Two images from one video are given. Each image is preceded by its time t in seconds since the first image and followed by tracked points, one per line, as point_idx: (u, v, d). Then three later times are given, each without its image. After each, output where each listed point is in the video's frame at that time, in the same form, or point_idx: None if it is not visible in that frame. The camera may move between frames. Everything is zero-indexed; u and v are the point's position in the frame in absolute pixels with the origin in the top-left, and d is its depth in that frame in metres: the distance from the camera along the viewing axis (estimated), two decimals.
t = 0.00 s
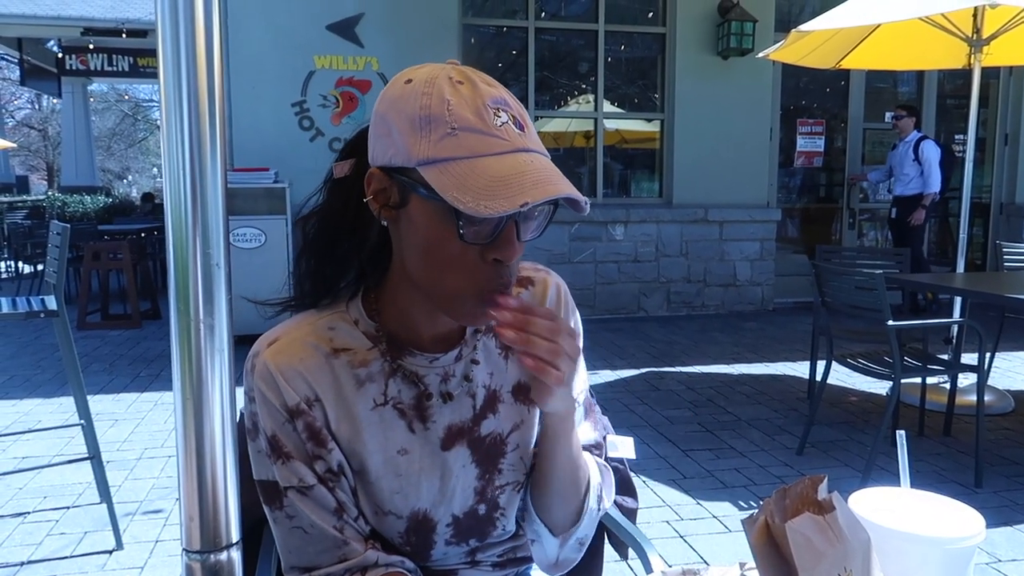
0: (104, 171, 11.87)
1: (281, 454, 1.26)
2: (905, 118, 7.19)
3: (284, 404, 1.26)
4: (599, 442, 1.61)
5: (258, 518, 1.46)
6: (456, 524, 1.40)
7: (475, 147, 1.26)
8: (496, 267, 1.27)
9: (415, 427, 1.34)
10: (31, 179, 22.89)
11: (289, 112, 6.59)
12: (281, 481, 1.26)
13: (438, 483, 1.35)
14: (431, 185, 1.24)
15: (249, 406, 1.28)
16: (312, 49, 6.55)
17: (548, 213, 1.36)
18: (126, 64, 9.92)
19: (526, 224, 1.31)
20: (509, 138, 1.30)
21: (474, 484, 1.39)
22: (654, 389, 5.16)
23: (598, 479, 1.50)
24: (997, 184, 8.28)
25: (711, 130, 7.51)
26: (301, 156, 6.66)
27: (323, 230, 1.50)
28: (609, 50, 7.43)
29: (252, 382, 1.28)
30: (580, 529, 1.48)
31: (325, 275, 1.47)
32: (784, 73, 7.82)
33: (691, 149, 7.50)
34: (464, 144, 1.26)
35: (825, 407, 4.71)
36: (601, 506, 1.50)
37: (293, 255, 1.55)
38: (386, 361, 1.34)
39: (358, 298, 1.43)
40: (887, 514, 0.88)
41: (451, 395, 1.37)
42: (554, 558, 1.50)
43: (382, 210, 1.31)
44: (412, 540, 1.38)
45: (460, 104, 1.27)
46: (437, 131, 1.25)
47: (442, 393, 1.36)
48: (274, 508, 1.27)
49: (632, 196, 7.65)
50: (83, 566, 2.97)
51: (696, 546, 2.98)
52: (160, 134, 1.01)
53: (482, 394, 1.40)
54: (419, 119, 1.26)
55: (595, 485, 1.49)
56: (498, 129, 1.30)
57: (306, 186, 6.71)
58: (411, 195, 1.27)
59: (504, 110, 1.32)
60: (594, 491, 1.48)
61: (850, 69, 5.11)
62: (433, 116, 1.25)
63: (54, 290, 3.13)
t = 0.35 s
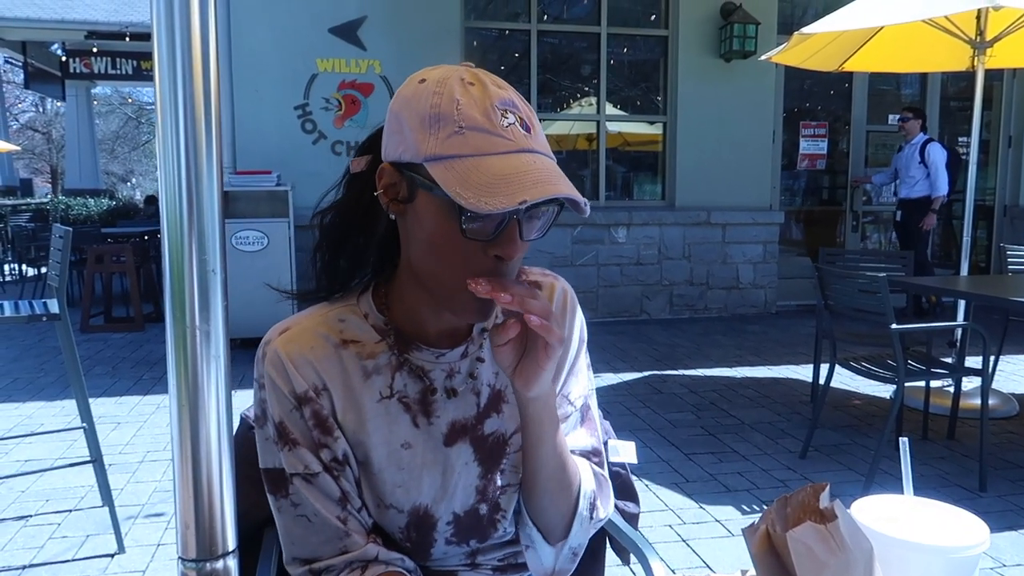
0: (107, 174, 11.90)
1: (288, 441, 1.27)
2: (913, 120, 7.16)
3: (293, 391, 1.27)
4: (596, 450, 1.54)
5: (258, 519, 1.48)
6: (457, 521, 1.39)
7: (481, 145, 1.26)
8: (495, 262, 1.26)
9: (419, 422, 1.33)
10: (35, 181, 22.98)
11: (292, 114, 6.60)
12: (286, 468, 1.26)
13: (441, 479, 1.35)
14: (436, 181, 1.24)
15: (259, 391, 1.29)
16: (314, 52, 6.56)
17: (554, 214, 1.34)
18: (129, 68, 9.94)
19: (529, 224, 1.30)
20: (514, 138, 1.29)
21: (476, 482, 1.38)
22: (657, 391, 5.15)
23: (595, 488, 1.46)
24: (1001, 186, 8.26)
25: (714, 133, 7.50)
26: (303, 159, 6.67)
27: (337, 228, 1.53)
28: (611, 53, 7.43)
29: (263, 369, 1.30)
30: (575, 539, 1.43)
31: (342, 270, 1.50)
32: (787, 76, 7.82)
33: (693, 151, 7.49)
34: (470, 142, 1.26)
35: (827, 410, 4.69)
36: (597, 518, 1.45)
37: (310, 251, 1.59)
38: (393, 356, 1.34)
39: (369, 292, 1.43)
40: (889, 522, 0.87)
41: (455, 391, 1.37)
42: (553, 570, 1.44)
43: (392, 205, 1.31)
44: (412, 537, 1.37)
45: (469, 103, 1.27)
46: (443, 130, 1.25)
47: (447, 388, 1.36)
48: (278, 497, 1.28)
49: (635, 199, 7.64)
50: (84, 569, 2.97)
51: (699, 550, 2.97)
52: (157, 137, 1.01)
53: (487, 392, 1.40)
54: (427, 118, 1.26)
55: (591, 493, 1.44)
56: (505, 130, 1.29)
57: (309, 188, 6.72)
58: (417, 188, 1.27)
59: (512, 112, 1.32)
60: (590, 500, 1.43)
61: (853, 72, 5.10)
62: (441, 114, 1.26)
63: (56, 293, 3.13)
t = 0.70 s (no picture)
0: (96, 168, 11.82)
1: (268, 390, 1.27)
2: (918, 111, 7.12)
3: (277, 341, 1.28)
4: (578, 424, 1.51)
5: (231, 498, 1.48)
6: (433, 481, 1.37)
7: (454, 104, 1.24)
8: (474, 219, 1.26)
9: (403, 378, 1.33)
10: (24, 175, 22.83)
11: (280, 106, 6.56)
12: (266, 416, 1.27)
13: (422, 437, 1.34)
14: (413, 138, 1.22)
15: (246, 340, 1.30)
16: (302, 43, 6.51)
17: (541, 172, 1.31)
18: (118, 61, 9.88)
19: (510, 181, 1.27)
20: (489, 97, 1.26)
21: (456, 443, 1.37)
22: (645, 382, 5.15)
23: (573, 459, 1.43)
24: (989, 180, 8.29)
25: (704, 125, 7.49)
26: (291, 151, 6.62)
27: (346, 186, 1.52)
28: (602, 46, 7.41)
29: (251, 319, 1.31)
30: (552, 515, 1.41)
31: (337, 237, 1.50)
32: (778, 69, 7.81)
33: (684, 144, 7.48)
34: (447, 99, 1.23)
35: (815, 401, 4.69)
36: (577, 492, 1.43)
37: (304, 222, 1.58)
38: (382, 312, 1.33)
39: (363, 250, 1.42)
40: (855, 482, 0.86)
41: (441, 351, 1.35)
42: (527, 545, 1.43)
43: (377, 164, 1.30)
44: (390, 495, 1.36)
45: (445, 62, 1.24)
46: (424, 87, 1.23)
47: (433, 347, 1.35)
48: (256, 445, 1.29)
49: (625, 192, 7.63)
50: (64, 558, 2.93)
51: (683, 538, 2.96)
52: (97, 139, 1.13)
53: (472, 354, 1.38)
54: (408, 76, 1.24)
55: (570, 465, 1.41)
56: (480, 89, 1.26)
57: (297, 180, 6.68)
58: (400, 150, 1.25)
59: (490, 70, 1.28)
60: (568, 472, 1.41)
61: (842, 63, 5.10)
62: (421, 73, 1.23)
63: (35, 279, 3.10)
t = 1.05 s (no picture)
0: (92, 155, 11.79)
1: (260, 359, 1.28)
2: (920, 93, 7.00)
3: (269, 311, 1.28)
4: (565, 387, 1.54)
5: (217, 473, 1.49)
6: (424, 443, 1.39)
7: (441, 65, 1.25)
8: (468, 181, 1.29)
9: (398, 343, 1.34)
10: (19, 163, 22.74)
11: (276, 90, 6.53)
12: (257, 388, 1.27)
13: (416, 401, 1.35)
14: (397, 100, 1.24)
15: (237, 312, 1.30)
16: (297, 27, 6.48)
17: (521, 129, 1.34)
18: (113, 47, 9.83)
19: (499, 138, 1.30)
20: (473, 55, 1.27)
21: (449, 406, 1.39)
22: (641, 365, 5.17)
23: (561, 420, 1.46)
24: (986, 163, 8.28)
25: (701, 109, 7.47)
26: (286, 135, 6.61)
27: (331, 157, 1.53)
28: (599, 31, 7.38)
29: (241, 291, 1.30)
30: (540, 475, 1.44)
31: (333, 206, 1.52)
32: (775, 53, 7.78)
33: (681, 127, 7.46)
34: (431, 59, 1.24)
35: (810, 382, 4.71)
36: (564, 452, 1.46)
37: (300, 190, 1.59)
38: (375, 279, 1.35)
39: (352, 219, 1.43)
40: (830, 436, 0.87)
41: (434, 316, 1.37)
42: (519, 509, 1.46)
43: (365, 135, 1.33)
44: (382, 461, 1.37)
45: (424, 23, 1.24)
46: (404, 53, 1.24)
47: (427, 313, 1.37)
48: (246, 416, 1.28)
49: (623, 177, 7.62)
50: (61, 537, 2.95)
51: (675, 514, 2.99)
52: (70, 131, 1.27)
53: (463, 319, 1.40)
54: (384, 45, 1.24)
55: (558, 425, 1.44)
56: (463, 46, 1.27)
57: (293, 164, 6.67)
58: (387, 116, 1.28)
59: (470, 28, 1.29)
60: (556, 432, 1.43)
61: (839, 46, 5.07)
62: (397, 39, 1.24)
63: (27, 261, 3.09)
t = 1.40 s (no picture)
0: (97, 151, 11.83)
1: (268, 316, 1.25)
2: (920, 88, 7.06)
3: (284, 269, 1.28)
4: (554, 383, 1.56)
5: (216, 462, 1.49)
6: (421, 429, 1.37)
7: (453, 48, 1.26)
8: (477, 162, 1.28)
9: (401, 324, 1.34)
10: (24, 157, 22.82)
11: (279, 85, 6.54)
12: (260, 347, 1.23)
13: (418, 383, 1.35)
14: (413, 83, 1.25)
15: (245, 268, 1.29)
16: (301, 22, 6.49)
17: (535, 118, 1.34)
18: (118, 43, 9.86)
19: (512, 125, 1.30)
20: (486, 40, 1.28)
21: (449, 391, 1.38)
22: (643, 360, 5.17)
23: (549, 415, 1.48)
24: (991, 159, 8.25)
25: (705, 104, 7.46)
26: (290, 130, 6.62)
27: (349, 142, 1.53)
28: (603, 26, 7.37)
29: (253, 248, 1.30)
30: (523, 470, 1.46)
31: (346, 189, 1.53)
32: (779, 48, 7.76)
33: (685, 123, 7.45)
34: (446, 44, 1.26)
35: (812, 377, 4.71)
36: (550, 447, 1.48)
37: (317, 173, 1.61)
38: (382, 255, 1.36)
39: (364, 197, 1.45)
40: (818, 421, 0.88)
41: (438, 298, 1.38)
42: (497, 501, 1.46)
43: (381, 113, 1.33)
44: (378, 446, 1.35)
45: (442, 7, 1.25)
46: (420, 35, 1.26)
47: (431, 295, 1.38)
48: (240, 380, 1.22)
49: (627, 173, 7.62)
50: (64, 529, 2.97)
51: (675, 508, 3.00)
52: (63, 116, 1.29)
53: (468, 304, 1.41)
54: (405, 26, 1.26)
55: (547, 420, 1.46)
56: (478, 32, 1.28)
57: (296, 159, 6.68)
58: (404, 99, 1.29)
59: (486, 15, 1.30)
60: (545, 426, 1.46)
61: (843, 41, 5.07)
62: (416, 20, 1.25)
63: (31, 255, 3.11)
